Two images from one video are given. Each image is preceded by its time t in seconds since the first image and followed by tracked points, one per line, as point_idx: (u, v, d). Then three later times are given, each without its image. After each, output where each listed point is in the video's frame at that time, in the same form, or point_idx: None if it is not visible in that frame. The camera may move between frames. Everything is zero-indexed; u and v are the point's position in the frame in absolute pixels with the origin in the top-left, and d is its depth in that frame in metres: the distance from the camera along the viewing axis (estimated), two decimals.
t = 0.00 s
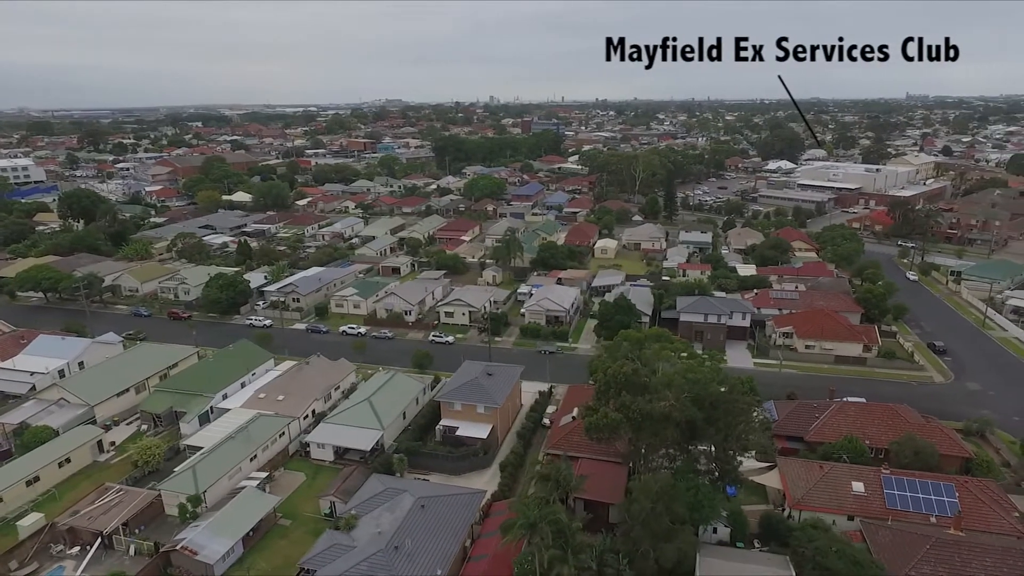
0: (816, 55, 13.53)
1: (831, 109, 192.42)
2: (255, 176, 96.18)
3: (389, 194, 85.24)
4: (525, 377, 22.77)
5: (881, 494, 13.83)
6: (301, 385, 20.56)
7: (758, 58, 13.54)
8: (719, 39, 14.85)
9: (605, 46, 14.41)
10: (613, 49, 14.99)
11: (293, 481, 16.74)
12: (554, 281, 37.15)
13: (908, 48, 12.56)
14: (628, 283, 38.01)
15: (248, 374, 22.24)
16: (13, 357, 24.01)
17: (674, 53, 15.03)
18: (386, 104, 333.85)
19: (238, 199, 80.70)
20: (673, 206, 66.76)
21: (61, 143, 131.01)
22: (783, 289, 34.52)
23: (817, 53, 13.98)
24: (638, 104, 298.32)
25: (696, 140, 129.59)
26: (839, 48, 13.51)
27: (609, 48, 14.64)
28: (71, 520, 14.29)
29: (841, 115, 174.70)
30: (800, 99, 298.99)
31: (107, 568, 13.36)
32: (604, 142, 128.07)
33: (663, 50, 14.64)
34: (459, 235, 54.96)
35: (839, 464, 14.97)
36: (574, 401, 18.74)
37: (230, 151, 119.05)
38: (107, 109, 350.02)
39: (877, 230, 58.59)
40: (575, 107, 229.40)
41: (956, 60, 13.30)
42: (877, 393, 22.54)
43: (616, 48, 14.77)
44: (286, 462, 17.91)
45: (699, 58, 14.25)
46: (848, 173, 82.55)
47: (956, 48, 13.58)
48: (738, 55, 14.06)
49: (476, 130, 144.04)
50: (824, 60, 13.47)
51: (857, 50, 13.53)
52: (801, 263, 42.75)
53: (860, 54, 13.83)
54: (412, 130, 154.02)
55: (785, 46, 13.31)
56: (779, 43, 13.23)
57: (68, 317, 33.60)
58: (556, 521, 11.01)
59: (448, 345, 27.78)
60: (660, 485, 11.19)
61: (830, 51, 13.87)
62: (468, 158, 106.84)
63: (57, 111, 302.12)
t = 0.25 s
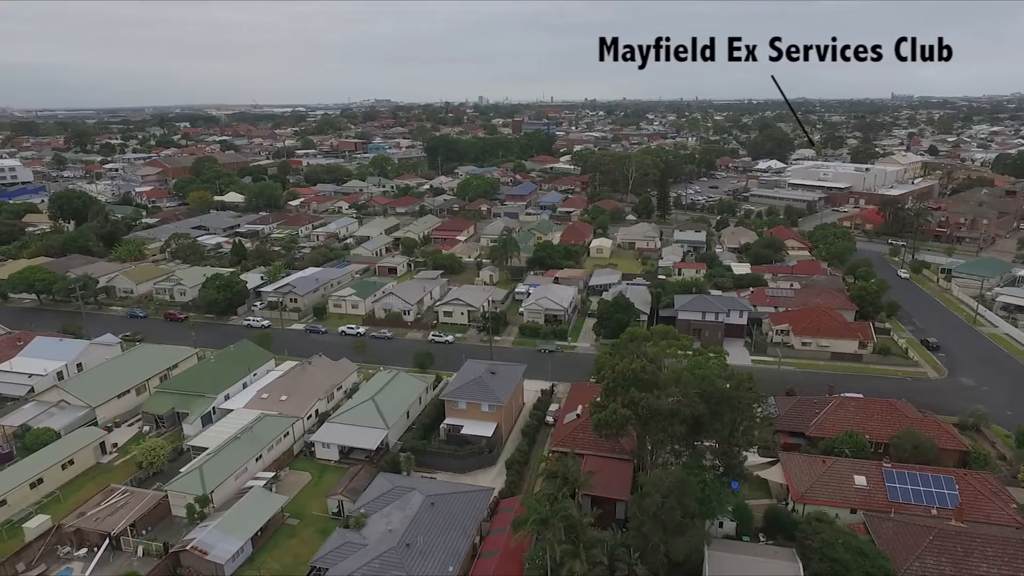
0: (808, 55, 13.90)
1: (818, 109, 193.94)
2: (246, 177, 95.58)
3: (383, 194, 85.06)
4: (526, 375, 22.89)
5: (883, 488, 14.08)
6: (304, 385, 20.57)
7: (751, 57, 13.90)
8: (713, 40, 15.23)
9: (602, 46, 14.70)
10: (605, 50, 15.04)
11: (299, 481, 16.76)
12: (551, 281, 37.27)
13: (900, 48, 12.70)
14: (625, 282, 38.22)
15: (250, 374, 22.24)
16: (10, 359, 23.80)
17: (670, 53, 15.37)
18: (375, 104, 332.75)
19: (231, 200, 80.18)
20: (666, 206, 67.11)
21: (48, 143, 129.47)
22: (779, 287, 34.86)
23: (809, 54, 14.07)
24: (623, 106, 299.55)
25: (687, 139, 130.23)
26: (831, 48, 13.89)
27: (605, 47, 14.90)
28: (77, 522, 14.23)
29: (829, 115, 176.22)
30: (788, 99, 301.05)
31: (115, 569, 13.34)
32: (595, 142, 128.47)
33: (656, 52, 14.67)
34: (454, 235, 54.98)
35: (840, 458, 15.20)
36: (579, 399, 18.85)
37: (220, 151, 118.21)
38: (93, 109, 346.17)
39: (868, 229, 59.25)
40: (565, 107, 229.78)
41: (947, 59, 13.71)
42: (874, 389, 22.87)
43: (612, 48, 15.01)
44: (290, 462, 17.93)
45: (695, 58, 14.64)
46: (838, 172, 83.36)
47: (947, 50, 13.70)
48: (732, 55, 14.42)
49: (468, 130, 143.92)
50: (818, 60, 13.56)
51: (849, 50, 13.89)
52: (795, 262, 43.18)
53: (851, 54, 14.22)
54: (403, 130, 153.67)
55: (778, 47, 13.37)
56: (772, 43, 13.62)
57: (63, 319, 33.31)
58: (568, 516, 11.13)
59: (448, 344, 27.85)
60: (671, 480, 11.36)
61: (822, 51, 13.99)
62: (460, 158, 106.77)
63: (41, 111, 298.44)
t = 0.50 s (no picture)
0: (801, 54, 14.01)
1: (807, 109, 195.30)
2: (238, 177, 95.05)
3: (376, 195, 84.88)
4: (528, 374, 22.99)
5: (885, 481, 14.29)
6: (307, 384, 20.59)
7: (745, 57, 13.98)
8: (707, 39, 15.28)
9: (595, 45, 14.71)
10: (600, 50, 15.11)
11: (305, 480, 16.80)
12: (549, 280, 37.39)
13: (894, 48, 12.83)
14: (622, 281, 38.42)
15: (252, 375, 22.21)
16: (9, 361, 23.65)
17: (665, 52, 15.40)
18: (366, 105, 331.85)
19: (224, 200, 79.75)
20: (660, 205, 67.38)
21: (36, 144, 128.12)
22: (775, 285, 35.17)
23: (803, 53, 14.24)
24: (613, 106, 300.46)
25: (678, 139, 130.73)
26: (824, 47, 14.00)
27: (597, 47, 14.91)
28: (85, 523, 14.21)
29: (817, 115, 177.55)
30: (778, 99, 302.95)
31: (125, 569, 13.35)
32: (587, 142, 128.73)
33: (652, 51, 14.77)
34: (450, 235, 54.99)
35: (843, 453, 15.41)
36: (583, 397, 18.95)
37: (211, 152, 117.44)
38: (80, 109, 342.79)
39: (860, 227, 59.82)
40: (556, 107, 229.98)
41: (941, 58, 13.87)
42: (871, 385, 23.16)
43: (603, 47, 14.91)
44: (296, 461, 17.96)
45: (688, 57, 14.73)
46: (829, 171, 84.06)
47: (940, 50, 13.78)
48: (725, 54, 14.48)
49: (460, 130, 143.78)
50: (812, 60, 13.70)
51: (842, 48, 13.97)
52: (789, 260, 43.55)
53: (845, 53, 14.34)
54: (395, 130, 153.35)
55: (771, 46, 13.45)
56: (766, 43, 13.74)
57: (59, 321, 33.07)
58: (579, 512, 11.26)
59: (448, 343, 27.91)
60: (682, 476, 11.59)
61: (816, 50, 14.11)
62: (453, 158, 106.69)
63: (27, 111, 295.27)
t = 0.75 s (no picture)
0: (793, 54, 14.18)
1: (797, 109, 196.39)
2: (230, 177, 94.49)
3: (370, 195, 84.66)
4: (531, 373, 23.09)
5: (888, 475, 14.52)
6: (311, 384, 20.60)
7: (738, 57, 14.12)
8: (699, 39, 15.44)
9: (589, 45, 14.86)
10: (592, 50, 15.28)
11: (312, 479, 16.84)
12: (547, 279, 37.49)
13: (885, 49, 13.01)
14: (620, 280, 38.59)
15: (255, 375, 22.19)
16: (8, 362, 23.51)
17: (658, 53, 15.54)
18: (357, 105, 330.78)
19: (217, 201, 79.32)
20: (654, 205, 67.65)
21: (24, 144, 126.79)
22: (771, 283, 35.49)
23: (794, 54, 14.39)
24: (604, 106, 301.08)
25: (670, 139, 131.16)
26: (816, 48, 14.17)
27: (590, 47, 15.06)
28: (93, 524, 14.17)
29: (807, 115, 178.65)
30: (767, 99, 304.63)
31: (136, 569, 13.37)
32: (579, 142, 128.88)
33: (645, 51, 14.94)
34: (446, 234, 55.00)
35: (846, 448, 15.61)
36: (586, 395, 19.07)
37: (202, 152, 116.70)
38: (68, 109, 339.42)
39: (852, 226, 60.36)
40: (547, 107, 229.99)
41: (931, 59, 14.09)
42: (869, 381, 23.45)
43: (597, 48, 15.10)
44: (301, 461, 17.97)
45: (682, 58, 14.90)
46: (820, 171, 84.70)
47: (931, 50, 13.99)
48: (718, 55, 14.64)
49: (452, 130, 143.50)
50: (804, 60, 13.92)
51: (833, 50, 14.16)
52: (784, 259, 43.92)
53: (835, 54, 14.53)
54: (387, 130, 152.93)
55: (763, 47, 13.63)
56: (759, 43, 13.92)
57: (55, 322, 32.82)
58: (591, 507, 11.36)
59: (449, 343, 27.96)
60: (692, 470, 11.69)
61: (809, 52, 14.33)
62: (446, 159, 106.56)
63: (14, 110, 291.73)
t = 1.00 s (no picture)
0: (787, 54, 14.04)
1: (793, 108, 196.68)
2: (228, 177, 94.28)
3: (370, 195, 84.60)
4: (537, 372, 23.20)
5: (896, 472, 14.66)
6: (319, 383, 20.67)
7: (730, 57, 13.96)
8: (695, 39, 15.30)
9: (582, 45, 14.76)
10: (587, 50, 15.23)
11: (323, 478, 16.92)
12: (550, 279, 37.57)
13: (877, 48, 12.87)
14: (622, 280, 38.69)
15: (262, 374, 22.24)
16: (14, 362, 23.50)
17: (652, 53, 15.37)
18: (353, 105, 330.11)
19: (216, 201, 79.20)
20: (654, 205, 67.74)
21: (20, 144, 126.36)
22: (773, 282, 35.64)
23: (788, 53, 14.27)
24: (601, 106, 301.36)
25: (668, 139, 131.29)
26: (810, 47, 14.02)
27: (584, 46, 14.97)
28: (108, 522, 14.24)
29: (803, 115, 178.98)
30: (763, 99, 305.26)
31: (152, 566, 13.45)
32: (576, 142, 128.85)
33: (639, 51, 14.87)
34: (447, 234, 55.03)
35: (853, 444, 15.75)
36: (594, 393, 19.17)
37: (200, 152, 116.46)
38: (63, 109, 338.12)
39: (851, 225, 60.57)
40: (544, 107, 229.91)
41: (925, 58, 13.92)
42: (873, 379, 23.61)
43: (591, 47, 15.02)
44: (312, 460, 18.04)
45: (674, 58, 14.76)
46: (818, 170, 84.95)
47: (927, 50, 13.80)
48: (711, 55, 14.49)
49: (450, 130, 143.28)
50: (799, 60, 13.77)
51: (828, 50, 13.96)
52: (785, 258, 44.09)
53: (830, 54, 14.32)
54: (385, 129, 152.81)
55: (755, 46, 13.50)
56: (751, 43, 13.80)
57: (58, 322, 32.79)
58: (605, 504, 11.44)
59: (454, 342, 28.03)
60: (705, 467, 11.78)
61: (804, 50, 14.21)
62: (444, 159, 106.49)
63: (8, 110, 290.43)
